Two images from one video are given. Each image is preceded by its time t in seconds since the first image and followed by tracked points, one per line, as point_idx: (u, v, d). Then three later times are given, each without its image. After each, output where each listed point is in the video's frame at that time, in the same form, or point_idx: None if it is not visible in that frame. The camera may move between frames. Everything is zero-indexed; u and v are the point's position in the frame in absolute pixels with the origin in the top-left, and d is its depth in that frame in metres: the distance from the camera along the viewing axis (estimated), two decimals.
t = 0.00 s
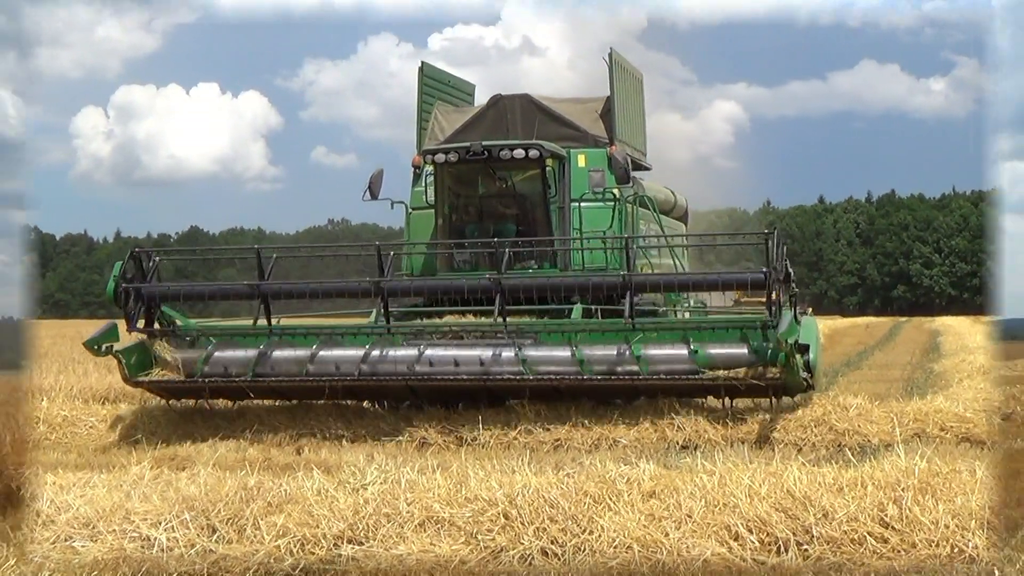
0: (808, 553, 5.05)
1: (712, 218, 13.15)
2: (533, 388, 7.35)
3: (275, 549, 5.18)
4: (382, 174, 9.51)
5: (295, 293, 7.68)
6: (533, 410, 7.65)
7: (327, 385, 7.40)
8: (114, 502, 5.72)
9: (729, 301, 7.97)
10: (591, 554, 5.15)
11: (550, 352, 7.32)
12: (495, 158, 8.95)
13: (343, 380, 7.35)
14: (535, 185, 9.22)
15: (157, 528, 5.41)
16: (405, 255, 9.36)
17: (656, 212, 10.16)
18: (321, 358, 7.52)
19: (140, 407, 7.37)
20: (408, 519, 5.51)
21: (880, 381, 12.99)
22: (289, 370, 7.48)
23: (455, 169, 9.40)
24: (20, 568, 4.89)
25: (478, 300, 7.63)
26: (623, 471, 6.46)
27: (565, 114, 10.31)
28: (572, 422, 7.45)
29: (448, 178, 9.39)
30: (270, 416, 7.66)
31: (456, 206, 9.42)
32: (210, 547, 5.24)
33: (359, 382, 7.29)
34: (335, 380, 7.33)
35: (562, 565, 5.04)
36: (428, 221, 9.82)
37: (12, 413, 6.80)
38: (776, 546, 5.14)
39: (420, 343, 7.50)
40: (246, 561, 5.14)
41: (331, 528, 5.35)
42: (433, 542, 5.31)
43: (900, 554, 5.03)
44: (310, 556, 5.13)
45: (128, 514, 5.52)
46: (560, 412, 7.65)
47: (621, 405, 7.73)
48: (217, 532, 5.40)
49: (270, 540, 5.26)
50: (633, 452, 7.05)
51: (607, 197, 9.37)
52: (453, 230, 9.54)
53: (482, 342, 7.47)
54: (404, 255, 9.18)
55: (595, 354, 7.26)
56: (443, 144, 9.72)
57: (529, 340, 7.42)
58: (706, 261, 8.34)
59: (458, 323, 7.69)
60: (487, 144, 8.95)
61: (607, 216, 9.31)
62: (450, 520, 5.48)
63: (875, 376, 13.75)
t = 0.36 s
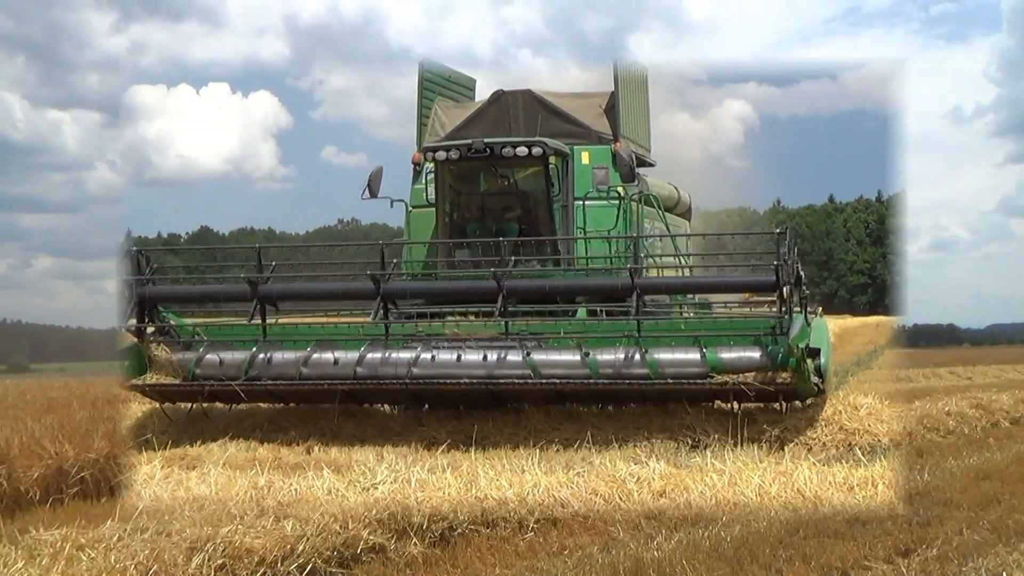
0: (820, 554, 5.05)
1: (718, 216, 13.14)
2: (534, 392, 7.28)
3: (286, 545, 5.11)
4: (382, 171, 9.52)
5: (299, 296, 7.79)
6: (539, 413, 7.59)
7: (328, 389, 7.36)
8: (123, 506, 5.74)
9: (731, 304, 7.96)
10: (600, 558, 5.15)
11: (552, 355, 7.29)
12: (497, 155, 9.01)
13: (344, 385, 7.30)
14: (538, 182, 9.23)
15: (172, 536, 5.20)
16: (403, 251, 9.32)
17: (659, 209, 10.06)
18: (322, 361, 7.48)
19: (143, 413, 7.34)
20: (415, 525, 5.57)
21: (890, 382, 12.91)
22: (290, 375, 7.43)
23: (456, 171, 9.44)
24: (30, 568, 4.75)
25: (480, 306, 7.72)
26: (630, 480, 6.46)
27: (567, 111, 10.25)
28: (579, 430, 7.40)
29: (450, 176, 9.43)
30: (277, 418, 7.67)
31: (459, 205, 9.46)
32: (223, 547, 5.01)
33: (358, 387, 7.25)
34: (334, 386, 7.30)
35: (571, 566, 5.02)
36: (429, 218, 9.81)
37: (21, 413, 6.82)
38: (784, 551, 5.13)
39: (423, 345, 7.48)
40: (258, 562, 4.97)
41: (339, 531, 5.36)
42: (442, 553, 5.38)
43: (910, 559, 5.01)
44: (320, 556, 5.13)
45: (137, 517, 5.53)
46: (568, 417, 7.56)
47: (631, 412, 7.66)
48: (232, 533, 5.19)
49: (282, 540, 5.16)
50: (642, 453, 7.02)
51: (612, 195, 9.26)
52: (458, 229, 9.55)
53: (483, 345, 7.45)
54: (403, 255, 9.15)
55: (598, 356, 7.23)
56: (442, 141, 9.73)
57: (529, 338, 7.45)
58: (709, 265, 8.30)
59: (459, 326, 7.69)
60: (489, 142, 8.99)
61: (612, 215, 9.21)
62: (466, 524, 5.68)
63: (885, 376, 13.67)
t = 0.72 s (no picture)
0: (828, 559, 5.03)
1: (723, 215, 13.14)
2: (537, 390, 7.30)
3: (293, 546, 5.12)
4: (385, 169, 9.55)
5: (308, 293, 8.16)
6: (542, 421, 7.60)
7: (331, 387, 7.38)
8: (131, 507, 5.77)
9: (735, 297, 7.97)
10: (608, 560, 5.16)
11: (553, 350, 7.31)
12: (498, 150, 9.09)
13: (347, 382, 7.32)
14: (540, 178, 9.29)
15: (179, 537, 5.21)
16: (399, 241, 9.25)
17: (664, 205, 9.97)
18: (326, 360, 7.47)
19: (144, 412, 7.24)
20: (422, 526, 5.61)
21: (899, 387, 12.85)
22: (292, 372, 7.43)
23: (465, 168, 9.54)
24: (38, 568, 4.76)
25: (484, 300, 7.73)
26: (637, 482, 6.47)
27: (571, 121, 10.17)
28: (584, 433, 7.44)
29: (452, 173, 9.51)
30: (281, 417, 7.68)
31: (461, 201, 9.50)
32: (230, 548, 5.01)
33: (361, 383, 7.29)
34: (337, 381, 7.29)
35: (577, 569, 5.02)
36: (429, 215, 9.76)
37: (29, 414, 6.85)
38: (791, 554, 5.11)
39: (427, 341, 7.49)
40: (266, 563, 4.99)
41: (345, 532, 5.37)
42: (448, 555, 5.43)
43: (917, 563, 4.99)
44: (328, 558, 5.15)
45: (145, 518, 5.56)
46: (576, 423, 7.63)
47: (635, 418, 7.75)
48: (239, 533, 5.19)
49: (289, 541, 5.16)
50: (649, 454, 7.03)
51: (614, 190, 9.25)
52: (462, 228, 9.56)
53: (485, 341, 7.46)
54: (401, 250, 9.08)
55: (601, 353, 7.25)
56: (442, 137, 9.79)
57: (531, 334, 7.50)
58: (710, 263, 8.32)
59: (461, 323, 7.67)
60: (490, 137, 9.09)
61: (615, 210, 9.20)
62: (473, 526, 5.76)
63: (894, 381, 13.61)
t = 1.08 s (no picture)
0: (836, 561, 5.02)
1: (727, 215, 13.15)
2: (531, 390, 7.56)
3: (300, 545, 5.13)
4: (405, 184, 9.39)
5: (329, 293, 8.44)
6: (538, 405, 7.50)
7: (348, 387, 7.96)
8: (138, 506, 5.78)
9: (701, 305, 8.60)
10: (614, 561, 5.15)
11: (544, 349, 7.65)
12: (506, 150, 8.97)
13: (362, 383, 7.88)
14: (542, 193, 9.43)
15: (186, 536, 5.22)
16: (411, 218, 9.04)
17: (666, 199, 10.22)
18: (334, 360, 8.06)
19: (152, 411, 7.26)
20: (429, 526, 5.61)
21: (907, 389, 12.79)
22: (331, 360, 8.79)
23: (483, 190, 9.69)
24: (47, 565, 4.77)
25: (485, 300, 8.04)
26: (644, 483, 6.46)
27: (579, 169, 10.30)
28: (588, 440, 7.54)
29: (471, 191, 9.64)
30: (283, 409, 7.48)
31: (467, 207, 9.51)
32: (237, 547, 5.01)
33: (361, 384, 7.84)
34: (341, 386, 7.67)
35: (585, 569, 5.02)
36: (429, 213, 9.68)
37: (37, 413, 6.87)
38: (799, 557, 5.09)
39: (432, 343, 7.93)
40: (273, 562, 4.99)
41: (352, 532, 5.38)
42: (455, 555, 5.42)
43: (926, 565, 4.97)
44: (334, 557, 5.16)
45: (152, 517, 5.57)
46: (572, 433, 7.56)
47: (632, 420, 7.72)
48: (247, 533, 5.20)
49: (296, 541, 5.17)
50: (655, 455, 7.02)
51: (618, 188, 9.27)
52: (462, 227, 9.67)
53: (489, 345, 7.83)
54: (403, 244, 9.10)
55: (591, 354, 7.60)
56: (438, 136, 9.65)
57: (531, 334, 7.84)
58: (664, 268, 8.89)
59: (458, 322, 8.19)
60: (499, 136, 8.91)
61: (616, 208, 9.30)
62: (480, 527, 5.76)
63: (903, 382, 13.54)
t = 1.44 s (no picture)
0: (843, 561, 5.00)
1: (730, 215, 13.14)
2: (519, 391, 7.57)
3: (306, 543, 5.14)
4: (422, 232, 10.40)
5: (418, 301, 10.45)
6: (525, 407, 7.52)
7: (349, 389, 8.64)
8: (145, 502, 5.79)
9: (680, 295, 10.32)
10: (620, 560, 5.14)
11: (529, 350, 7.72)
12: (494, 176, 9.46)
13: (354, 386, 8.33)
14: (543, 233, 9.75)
15: (193, 533, 5.23)
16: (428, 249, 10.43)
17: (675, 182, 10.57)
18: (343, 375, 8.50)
19: (159, 408, 7.27)
20: (435, 524, 5.61)
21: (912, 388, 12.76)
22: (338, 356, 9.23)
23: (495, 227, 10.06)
24: (55, 561, 4.77)
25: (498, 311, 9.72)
26: (650, 482, 6.45)
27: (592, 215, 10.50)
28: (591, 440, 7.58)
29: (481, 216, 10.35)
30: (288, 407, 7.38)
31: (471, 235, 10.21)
32: (244, 544, 5.01)
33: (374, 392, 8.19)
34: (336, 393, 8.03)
35: (591, 568, 5.01)
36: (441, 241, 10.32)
37: (44, 409, 6.88)
38: (806, 556, 5.08)
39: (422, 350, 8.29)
40: (279, 559, 4.99)
41: (359, 529, 5.38)
42: (461, 554, 5.41)
43: (933, 566, 4.94)
44: (340, 555, 5.15)
45: (159, 513, 5.57)
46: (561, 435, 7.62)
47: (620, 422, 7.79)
48: (254, 530, 5.20)
49: (302, 538, 5.18)
50: (662, 454, 7.01)
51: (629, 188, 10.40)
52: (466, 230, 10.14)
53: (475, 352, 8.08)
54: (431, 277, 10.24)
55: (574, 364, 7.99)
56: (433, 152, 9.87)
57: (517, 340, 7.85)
58: (641, 268, 9.72)
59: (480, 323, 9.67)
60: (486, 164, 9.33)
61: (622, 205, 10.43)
62: (486, 525, 5.75)
63: (908, 382, 13.49)
